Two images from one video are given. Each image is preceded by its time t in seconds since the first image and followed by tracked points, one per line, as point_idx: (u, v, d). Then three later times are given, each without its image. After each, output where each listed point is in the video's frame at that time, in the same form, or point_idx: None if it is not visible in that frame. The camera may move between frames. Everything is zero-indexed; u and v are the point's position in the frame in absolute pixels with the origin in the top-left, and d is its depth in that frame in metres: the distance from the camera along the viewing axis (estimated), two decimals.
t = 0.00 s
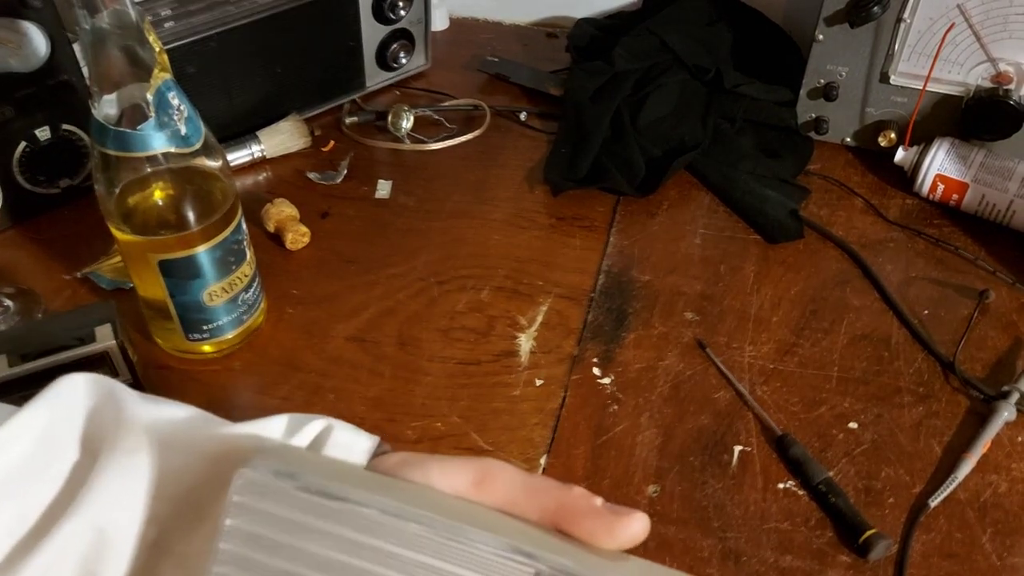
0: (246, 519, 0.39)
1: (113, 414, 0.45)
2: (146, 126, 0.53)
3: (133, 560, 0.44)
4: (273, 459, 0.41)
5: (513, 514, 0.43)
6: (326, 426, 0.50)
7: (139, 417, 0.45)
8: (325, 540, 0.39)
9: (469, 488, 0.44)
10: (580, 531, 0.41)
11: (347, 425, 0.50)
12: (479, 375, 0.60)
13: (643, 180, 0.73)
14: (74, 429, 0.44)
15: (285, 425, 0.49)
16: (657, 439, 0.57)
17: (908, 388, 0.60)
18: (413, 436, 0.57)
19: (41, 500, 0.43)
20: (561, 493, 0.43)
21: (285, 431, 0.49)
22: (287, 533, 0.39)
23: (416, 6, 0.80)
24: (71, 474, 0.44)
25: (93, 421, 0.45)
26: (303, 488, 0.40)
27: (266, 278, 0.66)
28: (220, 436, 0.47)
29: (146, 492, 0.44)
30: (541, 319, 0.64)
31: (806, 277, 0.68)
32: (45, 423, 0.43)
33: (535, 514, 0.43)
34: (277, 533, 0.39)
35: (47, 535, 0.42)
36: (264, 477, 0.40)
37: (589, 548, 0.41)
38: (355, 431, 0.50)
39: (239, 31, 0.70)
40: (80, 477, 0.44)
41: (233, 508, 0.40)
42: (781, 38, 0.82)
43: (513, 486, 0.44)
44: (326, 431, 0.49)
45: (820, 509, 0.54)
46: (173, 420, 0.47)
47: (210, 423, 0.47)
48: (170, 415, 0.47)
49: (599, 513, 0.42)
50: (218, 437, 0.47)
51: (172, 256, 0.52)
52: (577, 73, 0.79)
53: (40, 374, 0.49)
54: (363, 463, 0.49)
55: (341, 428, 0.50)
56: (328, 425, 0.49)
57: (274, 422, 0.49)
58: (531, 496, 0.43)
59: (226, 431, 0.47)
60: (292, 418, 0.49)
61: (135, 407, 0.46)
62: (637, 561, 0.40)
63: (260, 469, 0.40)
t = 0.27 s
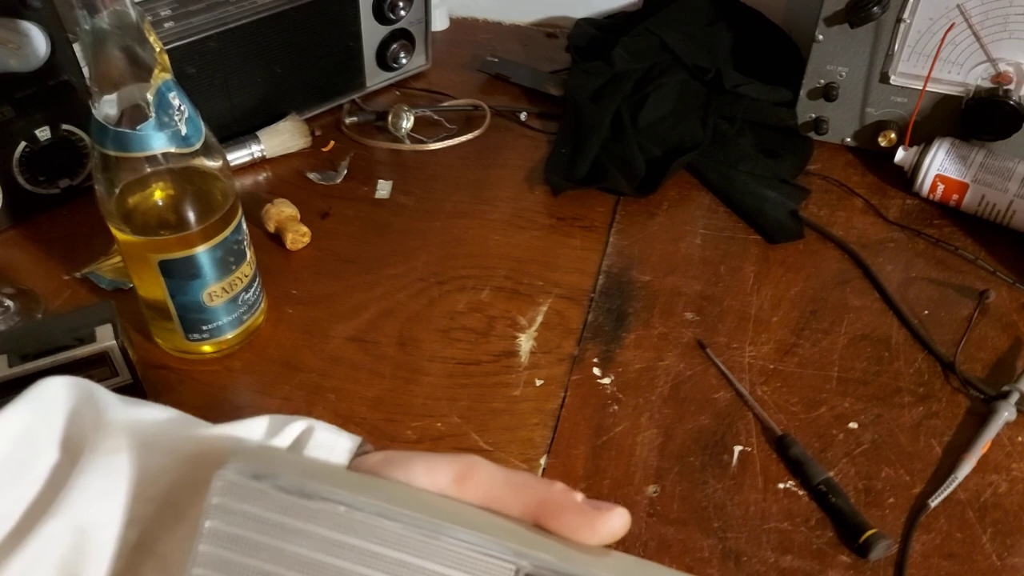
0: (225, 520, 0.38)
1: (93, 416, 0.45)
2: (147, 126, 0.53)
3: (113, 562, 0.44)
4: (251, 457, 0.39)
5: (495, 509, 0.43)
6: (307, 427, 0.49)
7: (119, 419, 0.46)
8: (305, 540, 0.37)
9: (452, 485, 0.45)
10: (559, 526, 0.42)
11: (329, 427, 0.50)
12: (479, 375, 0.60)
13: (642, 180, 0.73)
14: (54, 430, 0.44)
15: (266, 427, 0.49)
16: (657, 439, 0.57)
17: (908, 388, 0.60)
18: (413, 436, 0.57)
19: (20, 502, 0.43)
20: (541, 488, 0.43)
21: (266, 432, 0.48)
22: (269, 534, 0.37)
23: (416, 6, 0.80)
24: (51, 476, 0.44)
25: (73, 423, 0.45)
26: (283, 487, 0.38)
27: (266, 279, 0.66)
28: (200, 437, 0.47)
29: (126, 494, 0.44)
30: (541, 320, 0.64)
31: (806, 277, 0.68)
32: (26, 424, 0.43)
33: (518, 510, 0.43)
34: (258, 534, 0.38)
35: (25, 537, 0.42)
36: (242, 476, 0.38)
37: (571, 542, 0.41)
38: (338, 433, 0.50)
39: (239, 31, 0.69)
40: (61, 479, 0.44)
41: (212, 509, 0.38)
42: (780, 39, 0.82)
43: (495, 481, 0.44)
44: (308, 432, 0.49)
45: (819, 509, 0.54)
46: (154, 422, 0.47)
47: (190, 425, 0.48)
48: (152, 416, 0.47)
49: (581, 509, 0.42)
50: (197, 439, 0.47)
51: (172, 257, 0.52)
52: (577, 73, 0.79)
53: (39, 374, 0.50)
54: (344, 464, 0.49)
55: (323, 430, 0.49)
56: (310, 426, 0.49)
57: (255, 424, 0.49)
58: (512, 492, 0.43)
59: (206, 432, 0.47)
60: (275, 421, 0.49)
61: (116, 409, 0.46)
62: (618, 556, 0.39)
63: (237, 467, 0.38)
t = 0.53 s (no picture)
0: (211, 527, 0.37)
1: (85, 421, 0.45)
2: (147, 125, 0.53)
3: (104, 567, 0.44)
4: (238, 463, 0.38)
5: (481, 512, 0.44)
6: (298, 432, 0.49)
7: (110, 424, 0.45)
8: (293, 546, 0.37)
9: (439, 488, 0.45)
10: (545, 527, 0.42)
11: (320, 432, 0.50)
12: (480, 375, 0.60)
13: (643, 180, 0.73)
14: (46, 435, 0.44)
15: (257, 431, 0.48)
16: (657, 439, 0.57)
17: (908, 387, 0.60)
18: (414, 436, 0.57)
19: (12, 508, 0.43)
20: (528, 489, 0.44)
21: (256, 437, 0.48)
22: (257, 540, 0.37)
23: (416, 6, 0.80)
24: (43, 481, 0.44)
25: (64, 428, 0.45)
26: (271, 493, 0.37)
27: (267, 279, 0.66)
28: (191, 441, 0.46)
29: (117, 499, 0.44)
30: (542, 319, 0.64)
31: (806, 277, 0.68)
32: (16, 430, 0.43)
33: (504, 512, 0.43)
34: (245, 541, 0.37)
35: (15, 543, 0.42)
36: (229, 483, 0.37)
37: (557, 543, 0.41)
38: (329, 438, 0.50)
39: (240, 31, 0.69)
40: (52, 484, 0.44)
41: (199, 516, 0.37)
42: (780, 39, 0.82)
43: (480, 483, 0.45)
44: (300, 437, 0.49)
45: (820, 508, 0.54)
46: (144, 427, 0.46)
47: (182, 429, 0.47)
48: (143, 422, 0.46)
49: (569, 509, 0.42)
50: (188, 444, 0.46)
51: (172, 256, 0.52)
52: (578, 73, 0.79)
53: (39, 374, 0.50)
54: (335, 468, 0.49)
55: (314, 435, 0.49)
56: (302, 431, 0.49)
57: (246, 429, 0.48)
58: (498, 495, 0.44)
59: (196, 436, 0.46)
60: (266, 426, 0.49)
61: (106, 414, 0.45)
62: (604, 556, 0.39)
63: (224, 474, 0.38)
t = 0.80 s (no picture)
0: (213, 525, 0.37)
1: (85, 420, 0.45)
2: (147, 126, 0.53)
3: (105, 566, 0.44)
4: (240, 461, 0.38)
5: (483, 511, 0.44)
6: (300, 429, 0.49)
7: (111, 423, 0.45)
8: (295, 545, 0.37)
9: (442, 488, 0.45)
10: (548, 527, 0.42)
11: (321, 430, 0.50)
12: (481, 375, 0.60)
13: (643, 180, 0.73)
14: (46, 435, 0.44)
15: (258, 429, 0.48)
16: (658, 439, 0.57)
17: (908, 387, 0.60)
18: (414, 436, 0.57)
19: (12, 507, 0.43)
20: (530, 488, 0.44)
21: (257, 435, 0.48)
22: (258, 539, 0.37)
23: (417, 6, 0.80)
24: (44, 480, 0.44)
25: (65, 428, 0.45)
26: (272, 492, 0.37)
27: (267, 279, 0.66)
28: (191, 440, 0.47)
29: (117, 498, 0.44)
30: (542, 319, 0.64)
31: (806, 277, 0.68)
32: (17, 429, 0.43)
33: (506, 511, 0.43)
34: (247, 539, 0.37)
35: (17, 542, 0.42)
36: (231, 481, 0.37)
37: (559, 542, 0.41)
38: (330, 436, 0.50)
39: (240, 32, 0.70)
40: (53, 482, 0.44)
41: (201, 515, 0.37)
42: (780, 39, 0.82)
43: (482, 482, 0.45)
44: (301, 435, 0.49)
45: (821, 508, 0.54)
46: (145, 426, 0.46)
47: (183, 427, 0.47)
48: (144, 421, 0.46)
49: (572, 509, 0.42)
50: (189, 443, 0.46)
51: (173, 257, 0.52)
52: (578, 73, 0.79)
53: (40, 374, 0.50)
54: (337, 467, 0.49)
55: (315, 433, 0.49)
56: (303, 429, 0.49)
57: (247, 427, 0.48)
58: (500, 494, 0.44)
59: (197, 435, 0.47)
60: (267, 424, 0.49)
61: (107, 413, 0.45)
62: (606, 558, 0.39)
63: (225, 472, 0.37)
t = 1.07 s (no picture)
0: (218, 524, 0.37)
1: (89, 419, 0.45)
2: (147, 126, 0.53)
3: (108, 565, 0.44)
4: (246, 460, 0.38)
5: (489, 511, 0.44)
6: (303, 429, 0.49)
7: (115, 422, 0.45)
8: (300, 544, 0.37)
9: (447, 487, 0.45)
10: (553, 526, 0.42)
11: (324, 428, 0.50)
12: (481, 375, 0.60)
13: (643, 180, 0.73)
14: (50, 433, 0.44)
15: (262, 428, 0.48)
16: (658, 439, 0.57)
17: (908, 387, 0.60)
18: (414, 436, 0.57)
19: (15, 505, 0.43)
20: (535, 488, 0.44)
21: (261, 434, 0.48)
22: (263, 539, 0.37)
23: (417, 6, 0.80)
24: (47, 479, 0.44)
25: (68, 426, 0.45)
26: (278, 491, 0.37)
27: (267, 279, 0.66)
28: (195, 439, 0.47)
29: (121, 497, 0.44)
30: (542, 319, 0.64)
31: (806, 277, 0.68)
32: (20, 428, 0.43)
33: (511, 511, 0.43)
34: (252, 538, 0.37)
35: (20, 540, 0.42)
36: (237, 479, 0.37)
37: (563, 542, 0.41)
38: (333, 434, 0.50)
39: (240, 32, 0.70)
40: (57, 481, 0.44)
41: (206, 513, 0.37)
42: (780, 39, 0.82)
43: (488, 482, 0.45)
44: (305, 434, 0.49)
45: (821, 508, 0.54)
46: (149, 425, 0.46)
47: (186, 426, 0.47)
48: (147, 419, 0.46)
49: (576, 509, 0.42)
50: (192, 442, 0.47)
51: (173, 257, 0.52)
52: (578, 73, 0.79)
53: (40, 374, 0.50)
54: (340, 465, 0.49)
55: (319, 432, 0.49)
56: (306, 428, 0.49)
57: (250, 426, 0.48)
58: (505, 495, 0.44)
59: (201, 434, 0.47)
60: (271, 423, 0.49)
61: (111, 411, 0.45)
62: (611, 559, 0.39)
63: (231, 471, 0.37)
